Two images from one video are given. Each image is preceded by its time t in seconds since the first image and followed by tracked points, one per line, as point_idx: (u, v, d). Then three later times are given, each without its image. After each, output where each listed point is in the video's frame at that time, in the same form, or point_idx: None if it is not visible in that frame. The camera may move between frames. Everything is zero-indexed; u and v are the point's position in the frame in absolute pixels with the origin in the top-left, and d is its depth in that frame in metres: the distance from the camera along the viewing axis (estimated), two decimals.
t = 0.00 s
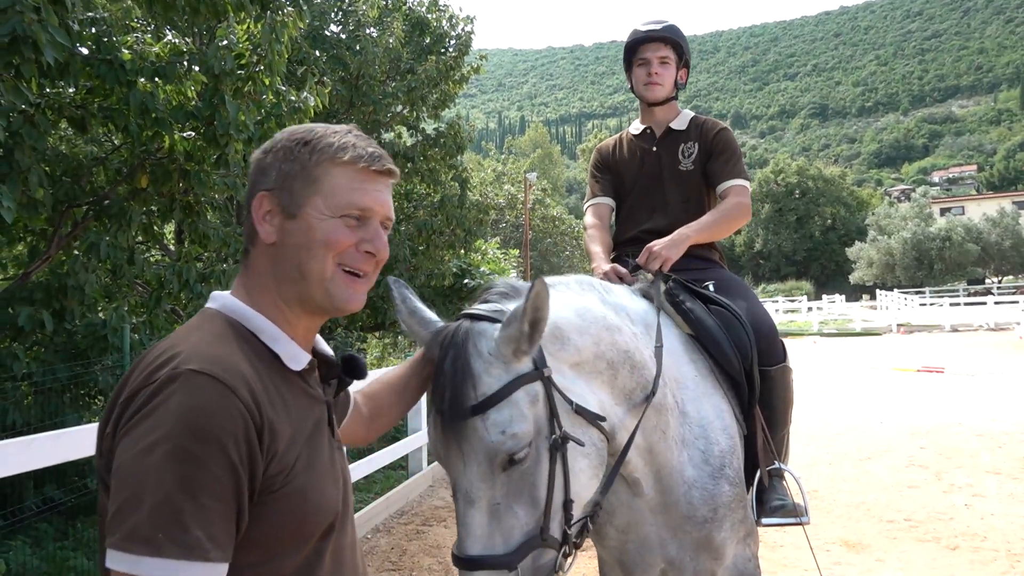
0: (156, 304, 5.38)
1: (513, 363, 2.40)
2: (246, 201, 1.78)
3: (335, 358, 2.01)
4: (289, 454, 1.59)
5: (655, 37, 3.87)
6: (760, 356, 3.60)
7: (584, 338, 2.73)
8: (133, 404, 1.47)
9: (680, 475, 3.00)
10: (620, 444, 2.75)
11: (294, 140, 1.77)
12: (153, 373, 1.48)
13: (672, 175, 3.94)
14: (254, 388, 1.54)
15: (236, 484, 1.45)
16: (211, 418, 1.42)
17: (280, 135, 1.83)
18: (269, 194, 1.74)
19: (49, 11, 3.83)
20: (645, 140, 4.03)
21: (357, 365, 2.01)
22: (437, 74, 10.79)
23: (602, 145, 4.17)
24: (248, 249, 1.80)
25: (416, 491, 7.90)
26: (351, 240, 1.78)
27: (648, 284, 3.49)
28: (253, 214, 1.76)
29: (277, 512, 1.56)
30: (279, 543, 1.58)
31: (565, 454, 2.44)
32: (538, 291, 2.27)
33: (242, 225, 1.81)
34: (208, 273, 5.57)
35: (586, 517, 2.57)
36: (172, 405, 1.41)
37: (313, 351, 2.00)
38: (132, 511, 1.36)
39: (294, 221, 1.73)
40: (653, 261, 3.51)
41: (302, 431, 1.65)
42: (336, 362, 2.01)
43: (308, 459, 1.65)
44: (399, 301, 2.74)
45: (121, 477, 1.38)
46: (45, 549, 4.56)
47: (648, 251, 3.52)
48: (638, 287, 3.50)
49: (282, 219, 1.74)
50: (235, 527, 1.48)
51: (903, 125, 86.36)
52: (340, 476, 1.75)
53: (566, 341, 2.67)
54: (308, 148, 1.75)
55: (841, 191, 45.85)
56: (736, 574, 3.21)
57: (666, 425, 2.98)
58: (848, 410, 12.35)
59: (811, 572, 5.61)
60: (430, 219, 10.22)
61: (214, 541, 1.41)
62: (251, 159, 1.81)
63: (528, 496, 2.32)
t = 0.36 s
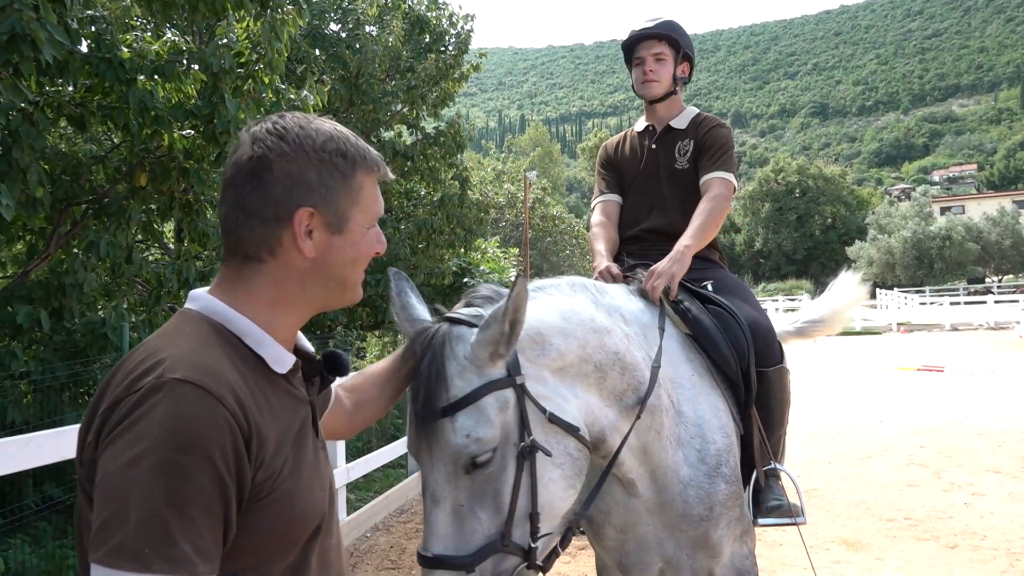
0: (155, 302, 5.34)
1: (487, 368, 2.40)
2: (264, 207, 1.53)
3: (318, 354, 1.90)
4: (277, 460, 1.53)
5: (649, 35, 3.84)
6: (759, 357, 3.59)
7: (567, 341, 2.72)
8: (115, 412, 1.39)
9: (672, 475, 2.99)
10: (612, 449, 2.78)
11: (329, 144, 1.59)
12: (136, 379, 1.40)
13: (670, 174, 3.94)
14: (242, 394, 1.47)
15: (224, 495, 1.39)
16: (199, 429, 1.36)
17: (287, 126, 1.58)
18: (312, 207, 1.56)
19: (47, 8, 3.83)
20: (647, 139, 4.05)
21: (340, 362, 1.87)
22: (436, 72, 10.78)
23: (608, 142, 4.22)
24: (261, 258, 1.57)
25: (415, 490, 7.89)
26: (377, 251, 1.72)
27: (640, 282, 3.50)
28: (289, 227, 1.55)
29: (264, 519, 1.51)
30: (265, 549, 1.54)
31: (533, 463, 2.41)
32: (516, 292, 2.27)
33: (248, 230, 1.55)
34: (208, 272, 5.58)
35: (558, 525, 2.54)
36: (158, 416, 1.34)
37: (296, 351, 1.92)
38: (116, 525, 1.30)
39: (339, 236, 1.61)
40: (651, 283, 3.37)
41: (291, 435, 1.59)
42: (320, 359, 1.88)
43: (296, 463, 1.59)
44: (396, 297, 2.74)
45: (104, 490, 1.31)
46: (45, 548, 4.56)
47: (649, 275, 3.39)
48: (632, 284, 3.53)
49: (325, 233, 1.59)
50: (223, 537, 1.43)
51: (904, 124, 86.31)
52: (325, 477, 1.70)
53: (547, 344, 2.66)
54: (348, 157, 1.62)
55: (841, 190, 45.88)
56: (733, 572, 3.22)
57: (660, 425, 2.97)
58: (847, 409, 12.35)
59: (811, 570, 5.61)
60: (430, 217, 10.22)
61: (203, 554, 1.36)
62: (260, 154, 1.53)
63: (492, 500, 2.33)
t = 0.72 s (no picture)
0: (154, 300, 5.29)
1: (491, 348, 2.41)
2: (272, 206, 1.51)
3: (316, 352, 1.89)
4: (278, 459, 1.52)
5: (643, 37, 3.83)
6: (758, 354, 3.57)
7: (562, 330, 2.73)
8: (117, 412, 1.37)
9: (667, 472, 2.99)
10: (591, 440, 2.76)
11: (338, 145, 1.59)
12: (137, 378, 1.39)
13: (674, 171, 3.92)
14: (245, 393, 1.46)
15: (227, 496, 1.38)
16: (204, 428, 1.34)
17: (294, 125, 1.57)
18: (321, 209, 1.56)
19: (44, 5, 3.81)
20: (650, 137, 4.04)
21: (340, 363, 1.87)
22: (436, 70, 10.76)
23: (611, 141, 4.21)
24: (265, 257, 1.56)
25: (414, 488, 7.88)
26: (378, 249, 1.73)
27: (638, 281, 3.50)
28: (297, 227, 1.54)
29: (266, 518, 1.50)
30: (267, 549, 1.53)
31: (529, 442, 2.44)
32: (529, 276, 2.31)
33: (254, 228, 1.53)
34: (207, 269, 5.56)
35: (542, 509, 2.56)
36: (161, 416, 1.32)
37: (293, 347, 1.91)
38: (120, 526, 1.28)
39: (345, 237, 1.61)
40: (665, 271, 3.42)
41: (292, 433, 1.58)
42: (316, 356, 1.88)
43: (295, 461, 1.58)
44: (388, 276, 2.74)
45: (108, 490, 1.30)
46: (44, 545, 4.56)
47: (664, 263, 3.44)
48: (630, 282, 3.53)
49: (331, 233, 1.59)
50: (226, 538, 1.42)
51: (904, 122, 86.24)
52: (323, 476, 1.70)
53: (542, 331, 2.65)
54: (355, 159, 1.62)
55: (841, 189, 45.85)
56: (729, 569, 3.21)
57: (652, 420, 2.97)
58: (848, 407, 12.34)
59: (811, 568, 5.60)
60: (429, 215, 10.20)
61: (208, 554, 1.35)
62: (269, 152, 1.51)
63: (486, 480, 2.34)
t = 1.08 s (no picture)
0: (157, 297, 5.29)
1: (512, 345, 2.41)
2: (269, 198, 1.50)
3: (316, 343, 1.88)
4: (282, 457, 1.51)
5: (645, 35, 3.79)
6: (760, 356, 3.55)
7: (580, 328, 2.74)
8: (115, 420, 1.36)
9: (666, 473, 2.99)
10: (595, 441, 2.76)
11: (334, 135, 1.58)
12: (134, 385, 1.38)
13: (679, 169, 3.91)
14: (244, 395, 1.44)
15: (231, 500, 1.37)
16: (202, 434, 1.33)
17: (289, 115, 1.55)
18: (318, 202, 1.55)
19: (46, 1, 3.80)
20: (655, 134, 4.02)
21: (340, 352, 1.86)
22: (438, 67, 10.74)
23: (616, 140, 4.21)
24: (262, 252, 1.55)
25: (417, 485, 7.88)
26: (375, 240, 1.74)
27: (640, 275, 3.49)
28: (294, 220, 1.53)
29: (273, 517, 1.50)
30: (277, 547, 1.52)
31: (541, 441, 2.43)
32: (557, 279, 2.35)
33: (250, 222, 1.51)
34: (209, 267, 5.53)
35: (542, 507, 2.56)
36: (160, 424, 1.31)
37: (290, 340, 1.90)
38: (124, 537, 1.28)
39: (341, 230, 1.61)
40: (664, 267, 3.42)
41: (295, 431, 1.57)
42: (318, 346, 1.87)
43: (300, 458, 1.57)
44: (412, 259, 2.73)
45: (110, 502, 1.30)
46: (46, 542, 4.57)
47: (662, 258, 3.42)
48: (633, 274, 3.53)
49: (328, 226, 1.58)
50: (233, 541, 1.41)
51: (906, 119, 86.01)
52: (331, 469, 1.69)
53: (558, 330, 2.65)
54: (351, 148, 1.61)
55: (843, 185, 45.80)
56: (729, 568, 3.20)
57: (652, 422, 2.96)
58: (850, 404, 12.32)
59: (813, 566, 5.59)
60: (431, 212, 10.19)
61: (214, 560, 1.34)
62: (265, 144, 1.49)
63: (497, 476, 2.34)
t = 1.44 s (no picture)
0: (160, 293, 5.30)
1: (525, 347, 2.42)
2: (264, 193, 1.49)
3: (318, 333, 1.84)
4: (296, 457, 1.51)
5: (648, 30, 3.79)
6: (759, 352, 3.53)
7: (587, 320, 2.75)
8: (125, 429, 1.36)
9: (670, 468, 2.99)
10: (608, 437, 2.76)
11: (328, 127, 1.57)
12: (143, 393, 1.37)
13: (678, 166, 3.89)
14: (254, 397, 1.44)
15: (247, 504, 1.37)
16: (216, 440, 1.33)
17: (280, 107, 1.55)
18: (315, 196, 1.54)
19: None
20: (655, 130, 3.99)
21: (341, 342, 1.84)
22: (440, 63, 10.72)
23: (613, 132, 4.15)
24: (259, 249, 1.55)
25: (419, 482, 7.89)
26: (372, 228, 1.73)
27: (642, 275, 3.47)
28: (291, 215, 1.53)
29: (289, 517, 1.50)
30: (293, 547, 1.52)
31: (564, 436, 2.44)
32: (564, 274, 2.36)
33: (246, 219, 1.51)
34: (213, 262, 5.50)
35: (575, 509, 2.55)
36: (173, 432, 1.31)
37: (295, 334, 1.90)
38: (142, 548, 1.28)
39: (339, 223, 1.60)
40: (666, 259, 3.43)
41: (306, 428, 1.56)
42: (319, 337, 1.84)
43: (312, 456, 1.57)
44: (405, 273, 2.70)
45: (127, 514, 1.29)
46: (50, 538, 4.58)
47: (667, 250, 3.42)
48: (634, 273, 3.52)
49: (325, 220, 1.57)
50: (251, 543, 1.41)
51: (909, 115, 85.78)
52: (342, 464, 1.68)
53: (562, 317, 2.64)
54: (346, 140, 1.60)
55: (846, 182, 45.72)
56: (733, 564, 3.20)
57: (657, 417, 2.97)
58: (853, 401, 12.30)
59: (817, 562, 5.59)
60: (434, 209, 10.18)
61: (234, 564, 1.35)
62: (259, 139, 1.49)
63: (528, 478, 2.34)
